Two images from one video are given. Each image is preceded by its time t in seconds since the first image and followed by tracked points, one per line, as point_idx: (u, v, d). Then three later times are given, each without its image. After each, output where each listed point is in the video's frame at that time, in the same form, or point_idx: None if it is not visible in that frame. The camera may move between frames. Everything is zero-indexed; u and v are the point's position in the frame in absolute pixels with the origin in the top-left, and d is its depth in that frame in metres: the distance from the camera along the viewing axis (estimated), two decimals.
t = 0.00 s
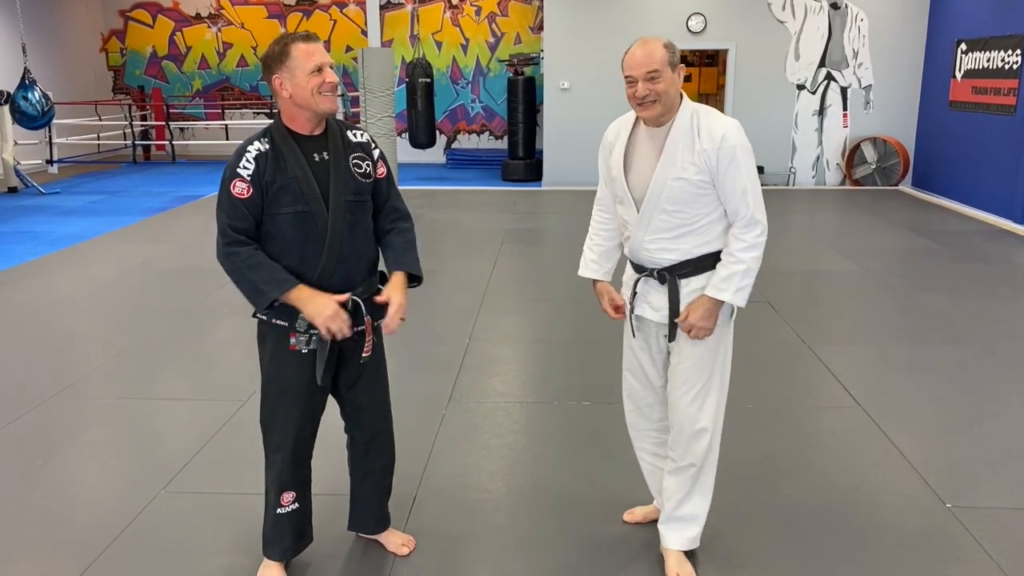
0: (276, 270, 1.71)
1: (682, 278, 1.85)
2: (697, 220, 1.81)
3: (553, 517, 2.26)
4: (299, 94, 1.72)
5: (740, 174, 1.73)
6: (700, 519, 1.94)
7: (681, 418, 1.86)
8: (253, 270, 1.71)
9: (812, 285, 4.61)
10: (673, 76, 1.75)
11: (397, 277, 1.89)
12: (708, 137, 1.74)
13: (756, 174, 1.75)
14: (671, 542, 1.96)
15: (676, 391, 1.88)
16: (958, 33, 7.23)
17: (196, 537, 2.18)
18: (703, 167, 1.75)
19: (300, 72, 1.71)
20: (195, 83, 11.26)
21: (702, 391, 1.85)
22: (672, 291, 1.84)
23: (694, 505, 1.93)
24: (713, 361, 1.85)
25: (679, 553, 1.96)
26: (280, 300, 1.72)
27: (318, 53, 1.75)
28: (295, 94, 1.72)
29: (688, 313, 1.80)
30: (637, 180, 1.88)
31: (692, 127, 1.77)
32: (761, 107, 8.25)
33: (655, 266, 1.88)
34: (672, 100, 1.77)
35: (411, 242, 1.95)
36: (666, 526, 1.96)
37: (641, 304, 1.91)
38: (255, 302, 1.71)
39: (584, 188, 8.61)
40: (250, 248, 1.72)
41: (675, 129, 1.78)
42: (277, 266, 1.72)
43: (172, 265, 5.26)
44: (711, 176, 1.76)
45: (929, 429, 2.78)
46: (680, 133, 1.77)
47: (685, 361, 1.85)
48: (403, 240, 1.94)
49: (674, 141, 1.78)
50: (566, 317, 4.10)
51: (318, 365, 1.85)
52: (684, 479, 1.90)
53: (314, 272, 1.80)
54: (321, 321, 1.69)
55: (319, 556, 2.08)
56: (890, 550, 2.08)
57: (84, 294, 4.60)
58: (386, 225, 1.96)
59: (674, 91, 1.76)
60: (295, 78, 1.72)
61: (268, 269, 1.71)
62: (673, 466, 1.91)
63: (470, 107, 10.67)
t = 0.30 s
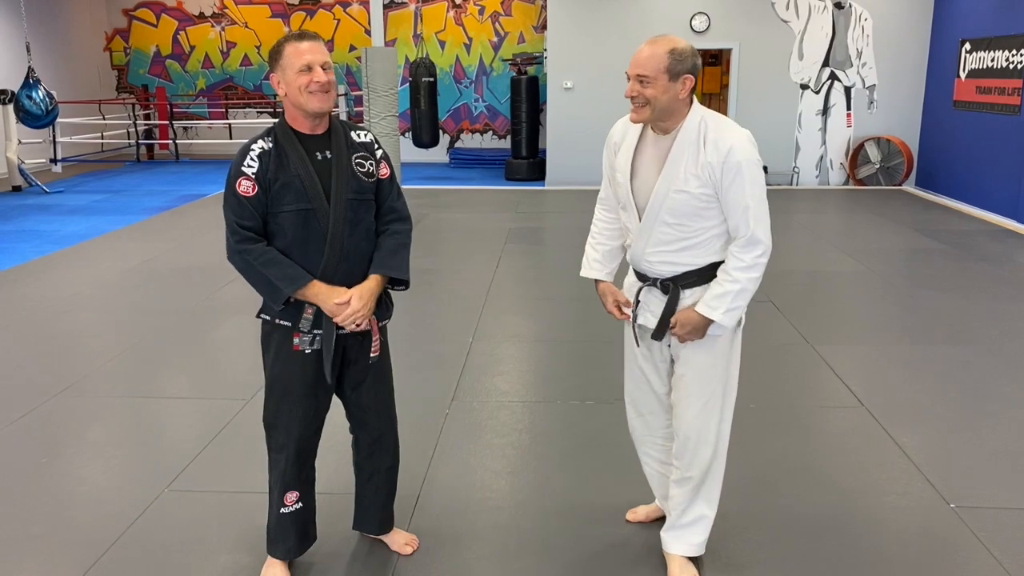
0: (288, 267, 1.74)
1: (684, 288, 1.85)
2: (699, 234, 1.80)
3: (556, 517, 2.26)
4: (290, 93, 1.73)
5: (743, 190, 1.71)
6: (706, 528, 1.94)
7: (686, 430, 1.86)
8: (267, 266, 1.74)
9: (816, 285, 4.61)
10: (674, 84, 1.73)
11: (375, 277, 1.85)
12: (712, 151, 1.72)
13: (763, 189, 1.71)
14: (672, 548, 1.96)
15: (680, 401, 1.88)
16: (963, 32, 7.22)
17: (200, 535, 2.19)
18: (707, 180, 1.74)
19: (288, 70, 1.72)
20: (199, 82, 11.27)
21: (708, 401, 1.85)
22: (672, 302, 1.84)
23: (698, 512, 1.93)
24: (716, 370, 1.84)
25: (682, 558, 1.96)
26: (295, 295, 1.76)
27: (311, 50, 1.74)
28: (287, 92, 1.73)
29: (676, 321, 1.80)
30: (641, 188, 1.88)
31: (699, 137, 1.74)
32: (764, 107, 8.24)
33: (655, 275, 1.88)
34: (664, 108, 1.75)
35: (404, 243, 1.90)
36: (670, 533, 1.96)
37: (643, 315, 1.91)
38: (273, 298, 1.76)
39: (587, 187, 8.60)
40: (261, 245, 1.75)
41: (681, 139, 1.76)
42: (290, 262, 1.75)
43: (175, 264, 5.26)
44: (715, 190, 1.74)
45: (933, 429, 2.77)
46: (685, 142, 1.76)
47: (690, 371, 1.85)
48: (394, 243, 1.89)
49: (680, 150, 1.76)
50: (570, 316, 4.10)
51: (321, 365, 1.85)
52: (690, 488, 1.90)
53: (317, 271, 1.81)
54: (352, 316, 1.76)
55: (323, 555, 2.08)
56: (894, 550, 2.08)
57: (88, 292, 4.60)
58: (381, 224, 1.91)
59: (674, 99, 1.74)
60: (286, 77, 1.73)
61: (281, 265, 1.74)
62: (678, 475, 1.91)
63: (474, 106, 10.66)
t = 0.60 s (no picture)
0: (287, 266, 1.75)
1: (674, 290, 1.85)
2: (695, 235, 1.80)
3: (560, 516, 2.26)
4: (289, 91, 1.75)
5: (742, 194, 1.69)
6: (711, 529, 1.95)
7: (687, 435, 1.86)
8: (267, 265, 1.75)
9: (820, 285, 4.60)
10: (683, 80, 1.71)
11: (376, 281, 1.85)
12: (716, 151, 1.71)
13: (765, 197, 1.70)
14: (673, 551, 1.96)
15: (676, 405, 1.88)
16: (969, 31, 7.19)
17: (205, 533, 2.19)
18: (708, 180, 1.73)
19: (287, 69, 1.74)
20: (204, 81, 11.29)
21: (704, 405, 1.84)
22: (663, 300, 1.84)
23: (702, 517, 1.93)
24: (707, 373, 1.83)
25: (687, 557, 1.95)
26: (293, 295, 1.77)
27: (311, 49, 1.74)
28: (288, 92, 1.75)
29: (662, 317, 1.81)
30: (643, 183, 1.87)
31: (705, 136, 1.73)
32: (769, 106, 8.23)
33: (647, 275, 1.88)
34: (669, 101, 1.74)
35: (406, 245, 1.89)
36: (671, 537, 1.96)
37: (627, 311, 1.91)
38: (271, 296, 1.77)
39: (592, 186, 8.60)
40: (263, 243, 1.76)
41: (687, 136, 1.75)
42: (289, 261, 1.76)
43: (180, 262, 5.27)
44: (714, 191, 1.73)
45: (938, 429, 2.77)
46: (691, 139, 1.75)
47: (684, 373, 1.84)
48: (397, 245, 1.89)
49: (684, 147, 1.75)
50: (575, 315, 4.10)
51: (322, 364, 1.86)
52: (691, 493, 1.89)
53: (318, 270, 1.81)
54: (352, 320, 1.76)
55: (328, 552, 2.09)
56: (899, 550, 2.08)
57: (93, 290, 4.62)
58: (385, 225, 1.91)
59: (681, 95, 1.73)
60: (287, 76, 1.75)
61: (280, 264, 1.75)
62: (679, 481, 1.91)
63: (478, 105, 10.67)
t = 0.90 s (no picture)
0: (292, 266, 1.76)
1: (654, 293, 1.84)
2: (676, 230, 1.79)
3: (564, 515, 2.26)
4: (298, 91, 1.75)
5: (723, 184, 1.71)
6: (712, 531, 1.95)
7: (677, 438, 1.85)
8: (272, 264, 1.75)
9: (826, 285, 4.59)
10: (667, 73, 1.72)
11: (380, 282, 1.85)
12: (697, 143, 1.72)
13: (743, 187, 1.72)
14: (679, 555, 1.96)
15: (663, 411, 1.87)
16: (976, 31, 7.17)
17: (212, 531, 2.20)
18: (689, 172, 1.73)
19: (296, 69, 1.74)
20: (210, 81, 11.32)
21: (692, 406, 1.83)
22: (642, 305, 1.83)
23: (702, 519, 1.92)
24: (690, 374, 1.83)
25: (694, 558, 1.96)
26: (297, 294, 1.77)
27: (319, 50, 1.75)
28: (296, 91, 1.76)
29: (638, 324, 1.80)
30: (621, 182, 1.85)
31: (683, 129, 1.75)
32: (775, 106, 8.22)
33: (628, 277, 1.86)
34: (654, 95, 1.74)
35: (412, 246, 1.90)
36: (675, 543, 1.96)
37: (605, 319, 1.89)
38: (276, 296, 1.77)
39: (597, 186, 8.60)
40: (269, 243, 1.76)
41: (666, 129, 1.76)
42: (294, 261, 1.77)
43: (186, 261, 5.28)
44: (695, 184, 1.74)
45: (945, 429, 2.76)
46: (671, 131, 1.75)
47: (670, 377, 1.83)
48: (402, 245, 1.89)
49: (664, 140, 1.76)
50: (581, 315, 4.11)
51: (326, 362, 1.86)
52: (687, 497, 1.89)
53: (323, 270, 1.82)
54: (357, 321, 1.77)
55: (334, 551, 2.09)
56: (905, 550, 2.08)
57: (100, 289, 4.63)
58: (390, 226, 1.91)
59: (664, 89, 1.73)
60: (295, 76, 1.75)
61: (285, 264, 1.75)
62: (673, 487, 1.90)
63: (484, 105, 10.67)
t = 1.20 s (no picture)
0: (300, 265, 1.76)
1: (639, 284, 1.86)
2: (650, 218, 1.81)
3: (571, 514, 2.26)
4: (305, 90, 1.75)
5: (689, 163, 1.76)
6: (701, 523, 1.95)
7: (668, 427, 1.85)
8: (280, 263, 1.76)
9: (833, 285, 4.58)
10: (619, 63, 1.73)
11: (388, 280, 1.85)
12: (656, 127, 1.76)
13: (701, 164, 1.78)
14: (684, 553, 1.94)
15: (650, 404, 1.87)
16: (983, 31, 7.14)
17: (219, 530, 2.21)
18: (654, 158, 1.76)
19: (304, 68, 1.74)
20: (216, 80, 11.34)
21: (682, 393, 1.85)
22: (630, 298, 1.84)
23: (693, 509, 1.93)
24: (674, 363, 1.85)
25: (695, 554, 1.96)
26: (304, 293, 1.78)
27: (326, 48, 1.75)
28: (304, 90, 1.76)
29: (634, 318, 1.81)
30: (586, 180, 1.84)
31: (639, 117, 1.77)
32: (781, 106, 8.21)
33: (610, 273, 1.86)
34: (612, 88, 1.75)
35: (419, 245, 1.90)
36: (672, 541, 1.94)
37: (592, 322, 1.88)
38: (283, 295, 1.77)
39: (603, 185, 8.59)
40: (277, 242, 1.77)
41: (624, 118, 1.78)
42: (301, 260, 1.77)
43: (193, 260, 5.30)
44: (661, 168, 1.77)
45: (953, 429, 2.76)
46: (628, 119, 1.78)
47: (659, 368, 1.84)
48: (410, 245, 1.89)
49: (624, 131, 1.77)
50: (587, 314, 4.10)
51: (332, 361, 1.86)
52: (679, 487, 1.89)
53: (330, 268, 1.82)
54: (365, 320, 1.78)
55: (341, 549, 2.10)
56: (913, 551, 2.07)
57: (107, 288, 4.65)
58: (397, 225, 1.91)
59: (618, 79, 1.75)
60: (303, 74, 1.76)
61: (292, 263, 1.76)
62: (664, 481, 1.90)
63: (490, 104, 10.67)
